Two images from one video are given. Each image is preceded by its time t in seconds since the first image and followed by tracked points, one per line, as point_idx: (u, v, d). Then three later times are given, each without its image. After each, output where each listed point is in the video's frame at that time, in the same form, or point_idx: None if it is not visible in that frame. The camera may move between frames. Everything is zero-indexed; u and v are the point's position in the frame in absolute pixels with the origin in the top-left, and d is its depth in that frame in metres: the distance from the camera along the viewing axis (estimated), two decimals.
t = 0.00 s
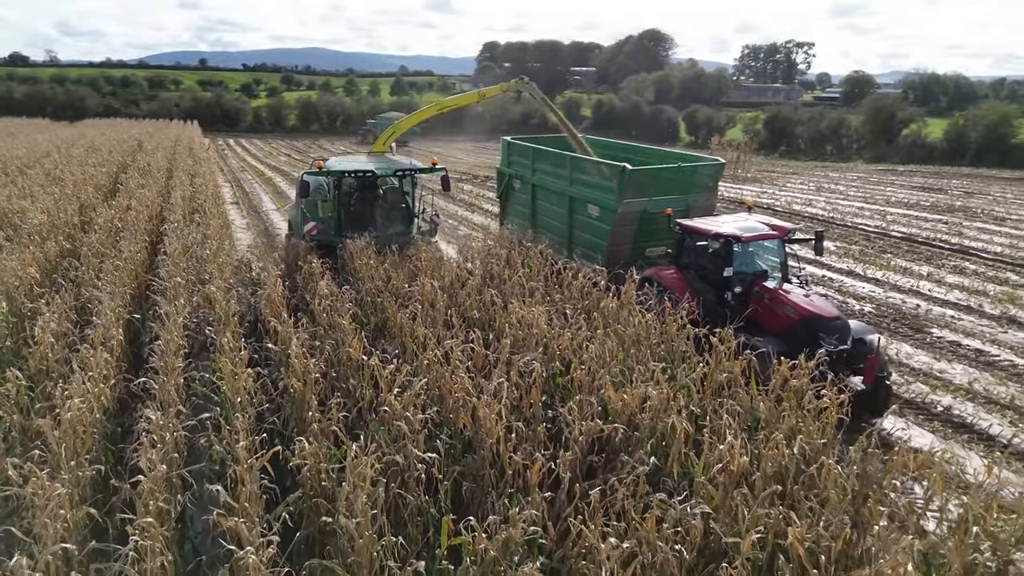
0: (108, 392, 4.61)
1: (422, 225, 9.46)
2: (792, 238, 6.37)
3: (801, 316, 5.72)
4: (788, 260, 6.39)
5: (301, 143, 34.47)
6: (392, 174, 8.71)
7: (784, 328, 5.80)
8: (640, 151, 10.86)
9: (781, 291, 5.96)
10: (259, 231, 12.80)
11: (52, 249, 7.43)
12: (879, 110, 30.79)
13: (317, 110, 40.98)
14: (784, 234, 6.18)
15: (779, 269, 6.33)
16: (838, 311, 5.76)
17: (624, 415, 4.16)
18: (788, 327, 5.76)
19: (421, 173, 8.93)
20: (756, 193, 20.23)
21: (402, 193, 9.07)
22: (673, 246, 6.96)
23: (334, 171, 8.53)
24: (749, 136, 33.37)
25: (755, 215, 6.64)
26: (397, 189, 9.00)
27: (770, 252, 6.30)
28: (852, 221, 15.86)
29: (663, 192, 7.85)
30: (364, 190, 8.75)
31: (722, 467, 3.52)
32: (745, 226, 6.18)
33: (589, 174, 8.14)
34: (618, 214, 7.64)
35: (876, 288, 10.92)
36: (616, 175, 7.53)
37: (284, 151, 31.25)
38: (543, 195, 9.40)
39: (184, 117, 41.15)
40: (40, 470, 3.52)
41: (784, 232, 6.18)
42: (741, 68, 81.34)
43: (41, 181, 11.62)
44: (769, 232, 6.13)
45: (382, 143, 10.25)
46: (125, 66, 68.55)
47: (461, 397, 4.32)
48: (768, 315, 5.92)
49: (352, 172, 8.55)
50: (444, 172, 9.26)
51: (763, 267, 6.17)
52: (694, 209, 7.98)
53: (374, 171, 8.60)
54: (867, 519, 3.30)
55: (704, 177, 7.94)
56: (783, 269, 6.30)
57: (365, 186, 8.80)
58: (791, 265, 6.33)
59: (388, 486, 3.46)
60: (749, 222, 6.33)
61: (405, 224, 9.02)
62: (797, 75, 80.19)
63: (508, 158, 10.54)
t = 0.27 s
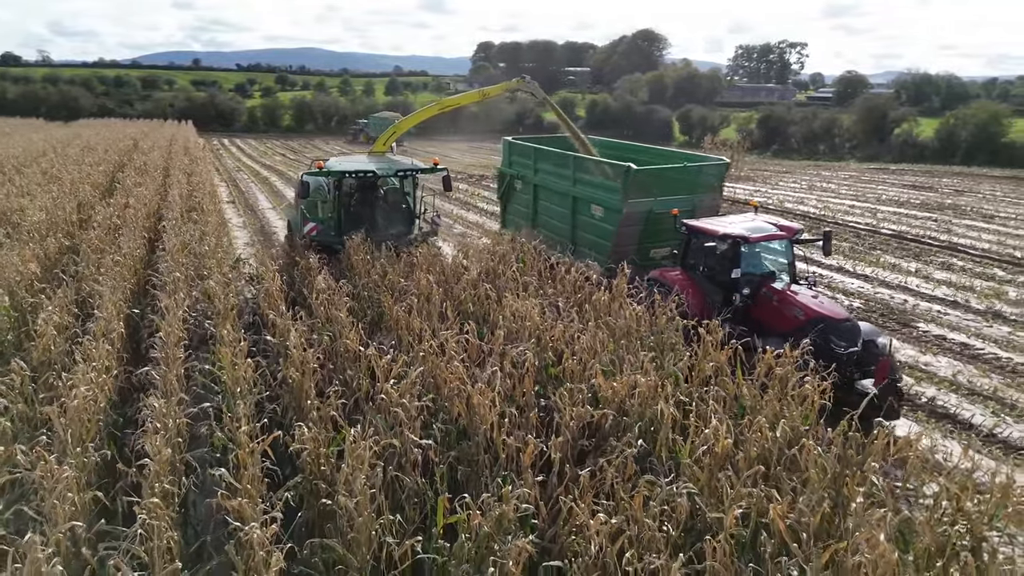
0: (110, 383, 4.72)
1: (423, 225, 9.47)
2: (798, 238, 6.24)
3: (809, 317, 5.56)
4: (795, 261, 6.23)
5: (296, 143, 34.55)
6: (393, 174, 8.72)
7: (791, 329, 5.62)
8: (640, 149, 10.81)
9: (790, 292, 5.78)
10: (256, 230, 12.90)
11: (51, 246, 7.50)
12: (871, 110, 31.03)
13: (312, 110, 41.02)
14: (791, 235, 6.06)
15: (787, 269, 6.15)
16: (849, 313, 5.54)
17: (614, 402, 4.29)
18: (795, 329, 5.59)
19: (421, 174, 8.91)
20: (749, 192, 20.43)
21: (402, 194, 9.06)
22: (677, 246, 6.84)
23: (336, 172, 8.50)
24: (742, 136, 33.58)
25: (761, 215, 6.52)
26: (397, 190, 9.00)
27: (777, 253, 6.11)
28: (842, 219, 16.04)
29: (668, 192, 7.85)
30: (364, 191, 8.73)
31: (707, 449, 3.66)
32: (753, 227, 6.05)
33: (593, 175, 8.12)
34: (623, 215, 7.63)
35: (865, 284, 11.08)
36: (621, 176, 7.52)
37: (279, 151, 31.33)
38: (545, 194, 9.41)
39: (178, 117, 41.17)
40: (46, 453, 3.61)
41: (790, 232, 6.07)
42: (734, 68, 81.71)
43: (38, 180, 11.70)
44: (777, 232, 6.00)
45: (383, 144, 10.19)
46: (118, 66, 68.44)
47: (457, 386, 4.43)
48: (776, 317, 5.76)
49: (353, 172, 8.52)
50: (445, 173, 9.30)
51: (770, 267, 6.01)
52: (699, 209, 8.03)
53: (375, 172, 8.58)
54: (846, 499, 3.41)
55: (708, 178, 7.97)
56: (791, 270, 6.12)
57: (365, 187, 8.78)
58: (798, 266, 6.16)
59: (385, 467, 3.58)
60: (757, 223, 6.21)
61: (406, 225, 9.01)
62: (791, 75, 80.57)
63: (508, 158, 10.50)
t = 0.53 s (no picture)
0: (113, 374, 4.82)
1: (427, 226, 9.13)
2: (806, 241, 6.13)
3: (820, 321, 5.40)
4: (804, 261, 6.10)
5: (291, 143, 34.61)
6: (394, 174, 8.42)
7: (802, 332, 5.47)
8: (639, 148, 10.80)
9: (798, 294, 5.68)
10: (251, 228, 12.99)
11: (50, 243, 7.57)
12: (863, 109, 31.27)
13: (306, 110, 41.05)
14: (798, 236, 5.96)
15: (794, 272, 6.04)
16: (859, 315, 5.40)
17: (604, 391, 4.42)
18: (804, 332, 5.45)
19: (423, 174, 8.60)
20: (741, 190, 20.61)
21: (404, 195, 8.71)
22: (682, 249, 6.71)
23: (335, 172, 8.18)
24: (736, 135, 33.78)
25: (768, 217, 6.35)
26: (399, 191, 8.65)
27: (785, 255, 6.00)
28: (833, 217, 16.21)
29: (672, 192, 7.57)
30: (365, 191, 8.40)
31: (693, 433, 3.79)
32: (762, 228, 5.87)
33: (596, 174, 7.89)
34: (627, 215, 7.37)
35: (854, 280, 11.25)
36: (624, 175, 7.27)
37: (274, 150, 31.39)
38: (546, 195, 9.18)
39: (173, 117, 41.16)
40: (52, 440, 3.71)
41: (798, 233, 5.99)
42: (728, 68, 82.01)
43: (35, 178, 11.76)
44: (785, 233, 5.85)
45: (382, 145, 10.03)
46: (111, 66, 68.31)
47: (452, 376, 4.53)
48: (784, 320, 5.62)
49: (353, 172, 8.20)
50: (447, 172, 9.09)
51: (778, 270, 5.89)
52: (704, 209, 7.72)
53: (375, 171, 8.26)
54: (825, 480, 3.54)
55: (714, 177, 7.67)
56: (799, 274, 6.04)
57: (366, 187, 8.45)
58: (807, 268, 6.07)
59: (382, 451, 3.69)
60: (766, 224, 6.03)
61: (408, 227, 8.65)
62: (784, 75, 80.94)
63: (508, 158, 10.31)
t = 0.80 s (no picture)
0: (116, 366, 4.94)
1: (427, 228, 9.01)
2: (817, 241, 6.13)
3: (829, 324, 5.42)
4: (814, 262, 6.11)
5: (285, 143, 34.65)
6: (395, 175, 8.35)
7: (812, 336, 5.49)
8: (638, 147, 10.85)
9: (807, 296, 5.67)
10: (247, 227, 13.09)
11: (50, 241, 7.66)
12: (855, 109, 31.51)
13: (300, 111, 41.09)
14: (807, 239, 5.96)
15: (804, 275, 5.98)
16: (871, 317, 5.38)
17: (595, 381, 4.55)
18: (815, 335, 5.47)
19: (424, 175, 8.52)
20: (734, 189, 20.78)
21: (404, 196, 8.62)
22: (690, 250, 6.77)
23: (336, 173, 8.10)
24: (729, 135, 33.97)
25: (776, 219, 6.43)
26: (399, 192, 8.56)
27: (794, 258, 5.92)
28: (825, 216, 16.39)
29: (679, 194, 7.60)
30: (365, 192, 8.31)
31: (680, 420, 3.93)
32: (771, 230, 5.97)
33: (602, 175, 7.89)
34: (633, 217, 7.38)
35: (844, 277, 11.42)
36: (631, 177, 7.27)
37: (269, 150, 31.43)
38: (550, 196, 9.19)
39: (167, 117, 41.14)
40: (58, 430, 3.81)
41: (808, 235, 6.00)
42: (722, 69, 82.35)
43: (32, 178, 11.84)
44: (794, 236, 5.91)
45: (383, 143, 9.95)
46: (104, 66, 68.23)
47: (448, 368, 4.66)
48: (794, 323, 5.64)
49: (354, 172, 8.11)
50: (449, 172, 8.98)
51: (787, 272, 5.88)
52: (710, 211, 7.76)
53: (377, 172, 8.18)
54: (807, 464, 3.68)
55: (720, 179, 7.71)
56: (807, 272, 5.95)
57: (366, 187, 8.36)
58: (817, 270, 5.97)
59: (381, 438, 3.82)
60: (774, 226, 6.13)
61: (408, 229, 8.56)
62: (778, 75, 81.23)
63: (510, 159, 10.31)
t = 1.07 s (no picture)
0: (119, 360, 5.06)
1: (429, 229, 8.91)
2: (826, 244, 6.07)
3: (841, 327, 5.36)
4: (823, 265, 6.07)
5: (280, 143, 34.71)
6: (398, 177, 8.21)
7: (823, 339, 5.43)
8: (633, 147, 10.90)
9: (818, 299, 5.60)
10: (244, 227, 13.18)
11: (50, 239, 7.75)
12: (848, 109, 31.73)
13: (295, 110, 41.13)
14: (818, 241, 5.88)
15: (811, 277, 5.99)
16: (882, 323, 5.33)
17: (588, 373, 4.69)
18: (826, 339, 5.40)
19: (427, 177, 8.39)
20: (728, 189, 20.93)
21: (407, 198, 8.49)
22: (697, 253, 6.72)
23: (338, 175, 7.95)
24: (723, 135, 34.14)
25: (785, 220, 6.34)
26: (402, 194, 8.42)
27: (802, 260, 5.93)
28: (817, 215, 16.56)
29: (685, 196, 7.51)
30: (368, 195, 8.18)
31: (669, 408, 4.07)
32: (779, 232, 5.89)
33: (606, 177, 7.79)
34: (639, 219, 7.28)
35: (835, 275, 11.57)
36: (637, 179, 7.17)
37: (264, 150, 31.48)
38: (553, 197, 9.07)
39: (162, 117, 41.14)
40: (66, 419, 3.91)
41: (818, 236, 5.87)
42: (717, 69, 82.67)
43: (30, 177, 11.91)
44: (804, 238, 5.89)
45: (385, 145, 9.87)
46: (99, 66, 68.12)
47: (444, 360, 4.78)
48: (804, 327, 5.57)
49: (357, 176, 7.96)
50: (451, 173, 8.83)
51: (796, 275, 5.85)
52: (716, 213, 7.67)
53: (379, 175, 8.05)
54: (790, 450, 3.82)
55: (728, 181, 7.64)
56: (817, 275, 5.96)
57: (369, 190, 8.23)
58: (826, 273, 5.98)
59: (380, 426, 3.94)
60: (783, 227, 6.07)
61: (410, 231, 8.44)
62: (772, 75, 81.57)
63: (513, 159, 10.20)
